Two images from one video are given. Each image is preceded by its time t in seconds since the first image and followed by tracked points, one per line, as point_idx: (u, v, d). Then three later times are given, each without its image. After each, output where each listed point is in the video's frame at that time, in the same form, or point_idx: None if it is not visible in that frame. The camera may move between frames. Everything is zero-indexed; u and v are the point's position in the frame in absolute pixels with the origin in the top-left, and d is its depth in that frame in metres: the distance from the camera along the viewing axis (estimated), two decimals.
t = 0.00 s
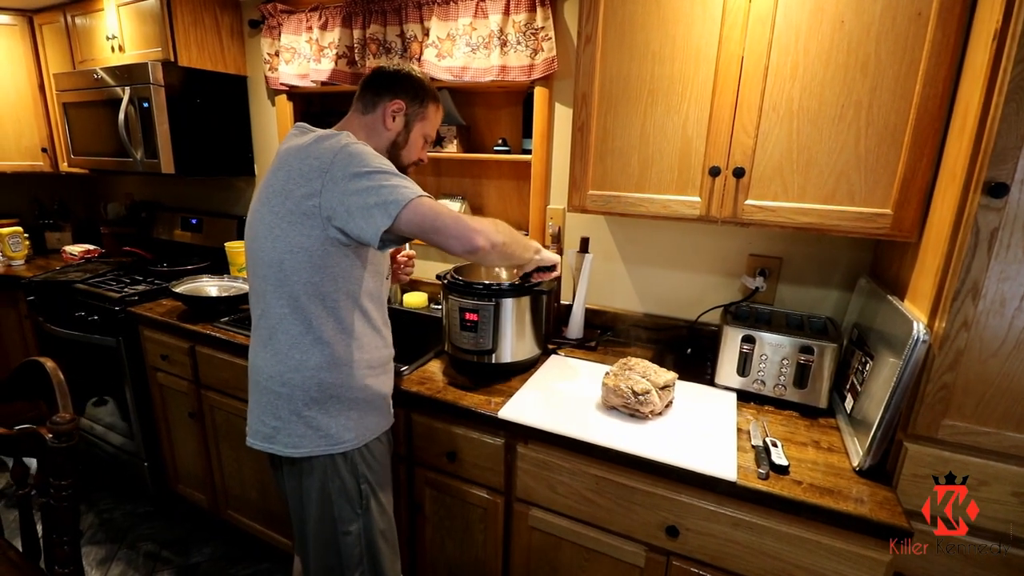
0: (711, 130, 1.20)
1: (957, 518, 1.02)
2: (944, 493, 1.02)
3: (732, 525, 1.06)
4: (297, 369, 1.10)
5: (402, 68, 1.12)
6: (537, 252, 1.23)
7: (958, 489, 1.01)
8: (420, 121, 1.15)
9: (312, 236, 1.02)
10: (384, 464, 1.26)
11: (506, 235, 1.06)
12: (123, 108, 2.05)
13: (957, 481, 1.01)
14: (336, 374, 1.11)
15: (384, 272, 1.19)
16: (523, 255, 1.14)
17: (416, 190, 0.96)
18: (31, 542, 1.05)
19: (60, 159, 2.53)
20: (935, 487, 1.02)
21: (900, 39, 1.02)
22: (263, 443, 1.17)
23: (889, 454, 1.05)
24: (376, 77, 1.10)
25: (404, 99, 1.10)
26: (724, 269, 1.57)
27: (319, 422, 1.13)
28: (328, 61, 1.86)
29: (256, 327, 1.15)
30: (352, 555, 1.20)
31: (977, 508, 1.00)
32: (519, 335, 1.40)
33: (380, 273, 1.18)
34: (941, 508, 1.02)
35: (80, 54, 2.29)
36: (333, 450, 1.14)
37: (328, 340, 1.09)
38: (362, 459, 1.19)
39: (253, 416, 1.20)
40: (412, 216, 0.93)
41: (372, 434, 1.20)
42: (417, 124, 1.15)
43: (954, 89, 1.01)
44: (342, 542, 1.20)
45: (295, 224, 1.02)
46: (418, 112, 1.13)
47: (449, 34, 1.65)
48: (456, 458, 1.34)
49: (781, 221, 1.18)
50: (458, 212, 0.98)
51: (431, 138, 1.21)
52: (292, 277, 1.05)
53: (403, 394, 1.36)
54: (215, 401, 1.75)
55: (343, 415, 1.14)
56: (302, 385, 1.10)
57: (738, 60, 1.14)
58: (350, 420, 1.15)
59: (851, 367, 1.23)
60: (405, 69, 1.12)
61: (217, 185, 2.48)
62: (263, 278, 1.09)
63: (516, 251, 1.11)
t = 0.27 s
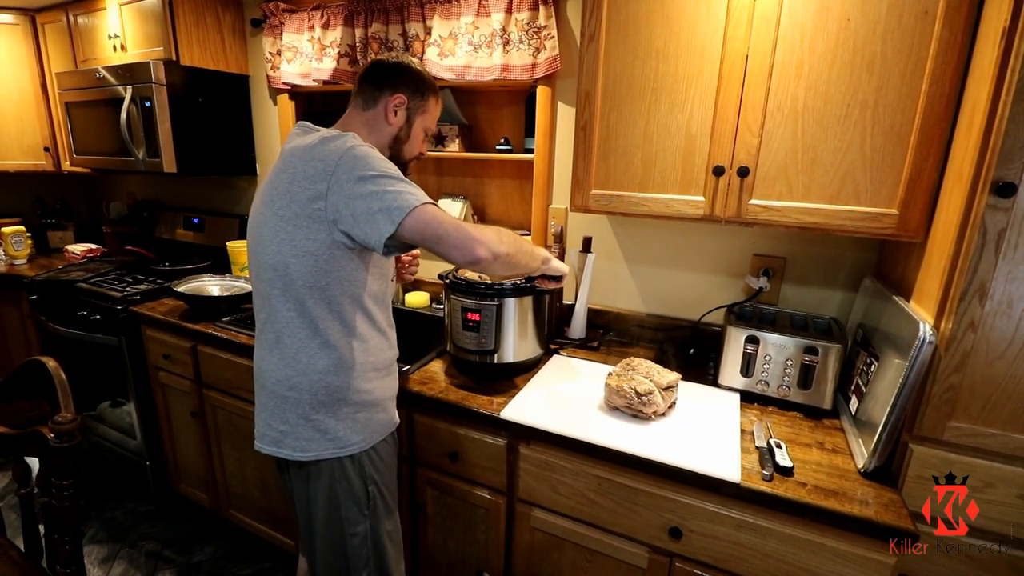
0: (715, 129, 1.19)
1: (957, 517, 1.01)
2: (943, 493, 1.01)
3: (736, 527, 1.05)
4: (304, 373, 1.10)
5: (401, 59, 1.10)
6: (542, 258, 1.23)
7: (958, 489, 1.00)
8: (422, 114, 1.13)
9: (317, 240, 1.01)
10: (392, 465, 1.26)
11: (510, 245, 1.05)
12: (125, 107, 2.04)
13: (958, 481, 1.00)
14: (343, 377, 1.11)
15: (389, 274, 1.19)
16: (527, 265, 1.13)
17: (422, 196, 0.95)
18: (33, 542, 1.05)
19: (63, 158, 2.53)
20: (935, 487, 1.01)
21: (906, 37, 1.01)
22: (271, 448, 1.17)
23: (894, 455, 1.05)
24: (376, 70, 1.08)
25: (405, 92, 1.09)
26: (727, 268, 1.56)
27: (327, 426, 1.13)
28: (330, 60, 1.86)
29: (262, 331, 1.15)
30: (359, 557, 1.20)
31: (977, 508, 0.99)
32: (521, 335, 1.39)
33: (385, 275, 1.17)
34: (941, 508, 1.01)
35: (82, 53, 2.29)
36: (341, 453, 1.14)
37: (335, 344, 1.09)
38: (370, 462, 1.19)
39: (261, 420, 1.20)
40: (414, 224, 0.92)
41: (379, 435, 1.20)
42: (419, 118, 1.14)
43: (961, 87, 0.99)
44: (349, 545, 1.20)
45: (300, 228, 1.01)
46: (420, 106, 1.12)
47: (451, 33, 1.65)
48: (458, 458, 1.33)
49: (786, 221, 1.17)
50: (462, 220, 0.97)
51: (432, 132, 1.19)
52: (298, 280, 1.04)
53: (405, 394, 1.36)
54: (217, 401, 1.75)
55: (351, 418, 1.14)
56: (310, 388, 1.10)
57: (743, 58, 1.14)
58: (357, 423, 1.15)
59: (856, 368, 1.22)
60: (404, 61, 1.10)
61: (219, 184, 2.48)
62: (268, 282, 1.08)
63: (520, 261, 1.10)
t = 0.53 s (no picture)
0: (718, 128, 1.19)
1: (957, 517, 1.01)
2: (943, 493, 1.00)
3: (738, 527, 1.05)
4: (307, 375, 1.09)
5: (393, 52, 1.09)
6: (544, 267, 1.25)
7: (957, 489, 1.00)
8: (417, 107, 1.12)
9: (316, 242, 1.01)
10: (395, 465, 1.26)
11: (500, 261, 1.06)
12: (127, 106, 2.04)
13: (957, 480, 1.00)
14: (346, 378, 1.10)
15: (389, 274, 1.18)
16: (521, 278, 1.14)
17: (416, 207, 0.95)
18: (34, 541, 1.05)
19: (65, 157, 2.53)
20: (934, 486, 1.01)
21: (911, 36, 1.00)
22: (276, 450, 1.17)
23: (898, 456, 1.04)
24: (369, 65, 1.07)
25: (400, 85, 1.08)
26: (730, 268, 1.55)
27: (331, 428, 1.12)
28: (332, 59, 1.85)
29: (263, 334, 1.14)
30: (362, 557, 1.20)
31: (976, 508, 0.99)
32: (523, 335, 1.39)
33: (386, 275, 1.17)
34: (941, 508, 1.01)
35: (84, 52, 2.29)
36: (346, 454, 1.13)
37: (337, 345, 1.08)
38: (374, 462, 1.19)
39: (265, 423, 1.19)
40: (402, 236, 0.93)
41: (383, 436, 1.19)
42: (414, 110, 1.13)
43: (967, 86, 0.99)
44: (352, 545, 1.19)
45: (298, 230, 1.01)
46: (415, 98, 1.11)
47: (453, 31, 1.64)
48: (459, 458, 1.33)
49: (790, 221, 1.16)
50: (452, 234, 0.97)
51: (427, 123, 1.18)
52: (298, 282, 1.04)
53: (407, 394, 1.36)
54: (219, 400, 1.75)
55: (355, 419, 1.14)
56: (313, 390, 1.09)
57: (746, 57, 1.13)
58: (361, 423, 1.14)
59: (859, 368, 1.22)
60: (395, 53, 1.09)
61: (220, 183, 2.48)
62: (269, 285, 1.08)
63: (512, 274, 1.11)
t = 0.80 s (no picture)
0: (719, 125, 1.18)
1: (957, 517, 1.01)
2: (944, 494, 1.00)
3: (741, 525, 1.05)
4: (302, 377, 1.09)
5: (383, 48, 1.07)
6: (541, 284, 1.24)
7: (957, 489, 1.00)
8: (408, 102, 1.10)
9: (304, 244, 1.00)
10: (395, 465, 1.25)
11: (478, 285, 1.03)
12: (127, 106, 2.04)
13: (957, 480, 1.00)
14: (340, 380, 1.09)
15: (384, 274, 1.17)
16: (507, 301, 1.11)
17: (399, 223, 0.93)
18: (36, 542, 1.05)
19: (66, 158, 2.54)
20: (935, 486, 1.01)
21: (913, 32, 1.00)
22: (275, 452, 1.17)
23: (900, 453, 1.04)
24: (359, 60, 1.05)
25: (392, 80, 1.06)
26: (731, 266, 1.55)
27: (328, 430, 1.12)
28: (332, 58, 1.85)
29: (258, 336, 1.14)
30: (362, 557, 1.19)
31: (976, 508, 0.99)
32: (524, 333, 1.39)
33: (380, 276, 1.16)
34: (941, 508, 1.01)
35: (84, 52, 2.29)
36: (344, 455, 1.13)
37: (331, 347, 1.07)
38: (371, 462, 1.18)
39: (264, 425, 1.19)
40: (378, 251, 0.91)
41: (381, 437, 1.19)
42: (406, 106, 1.11)
43: (968, 82, 0.98)
44: (352, 546, 1.19)
45: (286, 233, 1.00)
46: (407, 93, 1.09)
47: (453, 30, 1.64)
48: (461, 457, 1.33)
49: (791, 218, 1.16)
50: (430, 254, 0.94)
51: (419, 119, 1.17)
52: (289, 285, 1.03)
53: (409, 392, 1.36)
54: (220, 400, 1.75)
55: (351, 420, 1.13)
56: (308, 392, 1.09)
57: (747, 54, 1.13)
58: (358, 424, 1.14)
59: (861, 366, 1.21)
60: (385, 49, 1.07)
61: (221, 183, 2.48)
62: (262, 287, 1.07)
63: (495, 296, 1.08)
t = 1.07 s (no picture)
0: (719, 123, 1.19)
1: (957, 517, 1.02)
2: (944, 493, 1.00)
3: (741, 522, 1.05)
4: (290, 379, 1.08)
5: (374, 44, 1.06)
6: (535, 288, 1.23)
7: (958, 489, 1.00)
8: (400, 100, 1.10)
9: (286, 246, 1.00)
10: (390, 466, 1.25)
11: (456, 295, 1.02)
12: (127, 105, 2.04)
13: (957, 480, 1.00)
14: (327, 382, 1.09)
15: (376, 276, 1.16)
16: (489, 308, 1.10)
17: (378, 231, 0.92)
18: (38, 540, 1.05)
19: (66, 157, 2.54)
20: (935, 486, 1.01)
21: (912, 29, 1.00)
22: (267, 454, 1.17)
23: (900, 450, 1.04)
24: (350, 56, 1.04)
25: (384, 77, 1.05)
26: (731, 263, 1.55)
27: (317, 432, 1.11)
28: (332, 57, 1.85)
29: (249, 338, 1.15)
30: (356, 559, 1.19)
31: (977, 507, 0.99)
32: (525, 331, 1.39)
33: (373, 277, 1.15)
34: (941, 508, 1.01)
35: (83, 52, 2.29)
36: (334, 458, 1.13)
37: (317, 349, 1.07)
38: (364, 464, 1.17)
39: (258, 426, 1.20)
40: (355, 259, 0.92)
41: (372, 439, 1.18)
42: (398, 103, 1.10)
43: (967, 79, 0.99)
44: (346, 547, 1.19)
45: (269, 235, 1.00)
46: (399, 91, 1.09)
47: (452, 29, 1.64)
48: (462, 455, 1.33)
49: (790, 216, 1.16)
50: (407, 264, 0.93)
51: (410, 117, 1.16)
52: (274, 287, 1.03)
53: (409, 390, 1.36)
54: (221, 399, 1.76)
55: (340, 422, 1.12)
56: (296, 395, 1.09)
57: (746, 52, 1.13)
58: (348, 427, 1.13)
59: (861, 363, 1.21)
60: (376, 45, 1.06)
61: (221, 182, 2.48)
62: (251, 289, 1.07)
63: (476, 303, 1.07)
